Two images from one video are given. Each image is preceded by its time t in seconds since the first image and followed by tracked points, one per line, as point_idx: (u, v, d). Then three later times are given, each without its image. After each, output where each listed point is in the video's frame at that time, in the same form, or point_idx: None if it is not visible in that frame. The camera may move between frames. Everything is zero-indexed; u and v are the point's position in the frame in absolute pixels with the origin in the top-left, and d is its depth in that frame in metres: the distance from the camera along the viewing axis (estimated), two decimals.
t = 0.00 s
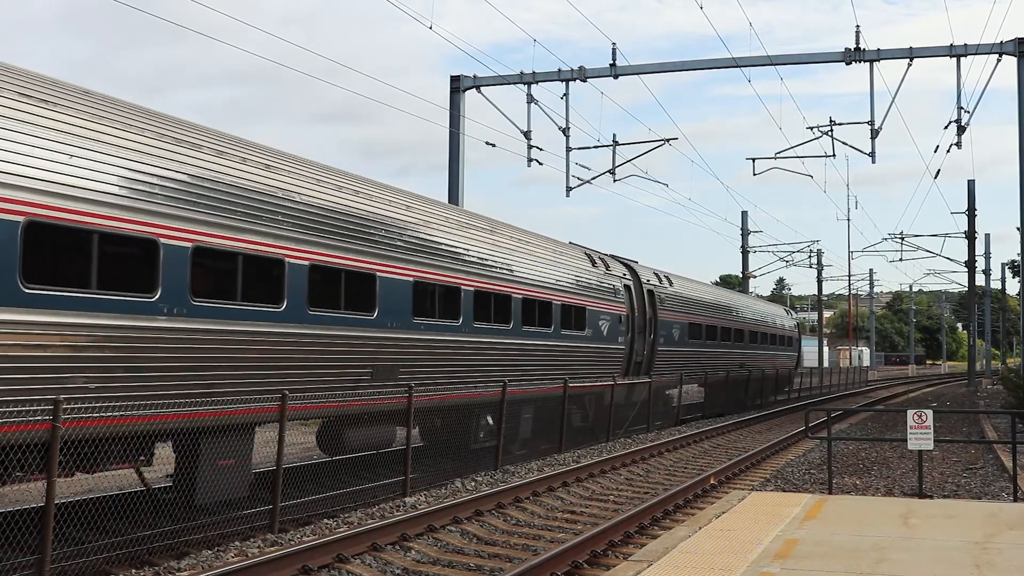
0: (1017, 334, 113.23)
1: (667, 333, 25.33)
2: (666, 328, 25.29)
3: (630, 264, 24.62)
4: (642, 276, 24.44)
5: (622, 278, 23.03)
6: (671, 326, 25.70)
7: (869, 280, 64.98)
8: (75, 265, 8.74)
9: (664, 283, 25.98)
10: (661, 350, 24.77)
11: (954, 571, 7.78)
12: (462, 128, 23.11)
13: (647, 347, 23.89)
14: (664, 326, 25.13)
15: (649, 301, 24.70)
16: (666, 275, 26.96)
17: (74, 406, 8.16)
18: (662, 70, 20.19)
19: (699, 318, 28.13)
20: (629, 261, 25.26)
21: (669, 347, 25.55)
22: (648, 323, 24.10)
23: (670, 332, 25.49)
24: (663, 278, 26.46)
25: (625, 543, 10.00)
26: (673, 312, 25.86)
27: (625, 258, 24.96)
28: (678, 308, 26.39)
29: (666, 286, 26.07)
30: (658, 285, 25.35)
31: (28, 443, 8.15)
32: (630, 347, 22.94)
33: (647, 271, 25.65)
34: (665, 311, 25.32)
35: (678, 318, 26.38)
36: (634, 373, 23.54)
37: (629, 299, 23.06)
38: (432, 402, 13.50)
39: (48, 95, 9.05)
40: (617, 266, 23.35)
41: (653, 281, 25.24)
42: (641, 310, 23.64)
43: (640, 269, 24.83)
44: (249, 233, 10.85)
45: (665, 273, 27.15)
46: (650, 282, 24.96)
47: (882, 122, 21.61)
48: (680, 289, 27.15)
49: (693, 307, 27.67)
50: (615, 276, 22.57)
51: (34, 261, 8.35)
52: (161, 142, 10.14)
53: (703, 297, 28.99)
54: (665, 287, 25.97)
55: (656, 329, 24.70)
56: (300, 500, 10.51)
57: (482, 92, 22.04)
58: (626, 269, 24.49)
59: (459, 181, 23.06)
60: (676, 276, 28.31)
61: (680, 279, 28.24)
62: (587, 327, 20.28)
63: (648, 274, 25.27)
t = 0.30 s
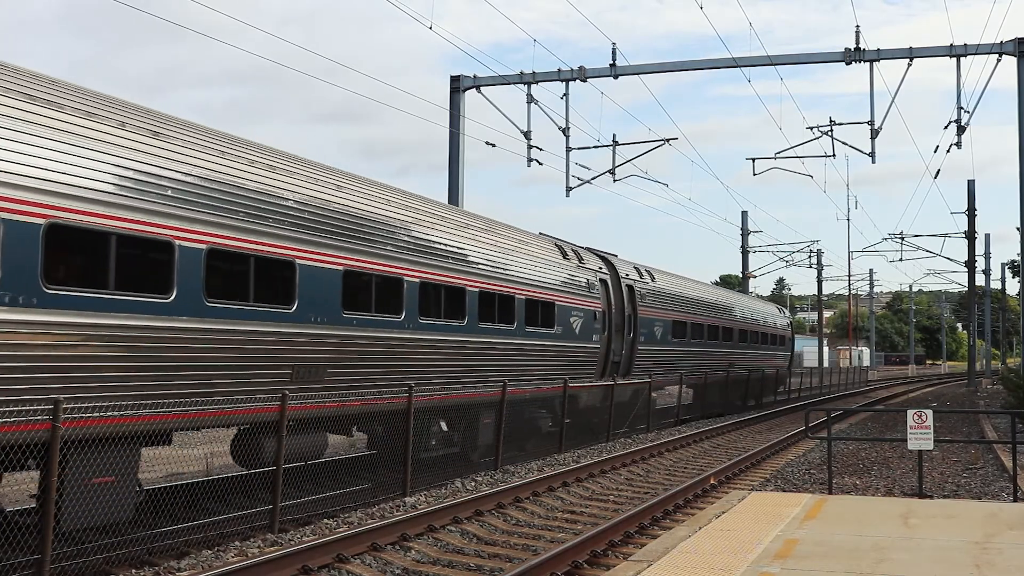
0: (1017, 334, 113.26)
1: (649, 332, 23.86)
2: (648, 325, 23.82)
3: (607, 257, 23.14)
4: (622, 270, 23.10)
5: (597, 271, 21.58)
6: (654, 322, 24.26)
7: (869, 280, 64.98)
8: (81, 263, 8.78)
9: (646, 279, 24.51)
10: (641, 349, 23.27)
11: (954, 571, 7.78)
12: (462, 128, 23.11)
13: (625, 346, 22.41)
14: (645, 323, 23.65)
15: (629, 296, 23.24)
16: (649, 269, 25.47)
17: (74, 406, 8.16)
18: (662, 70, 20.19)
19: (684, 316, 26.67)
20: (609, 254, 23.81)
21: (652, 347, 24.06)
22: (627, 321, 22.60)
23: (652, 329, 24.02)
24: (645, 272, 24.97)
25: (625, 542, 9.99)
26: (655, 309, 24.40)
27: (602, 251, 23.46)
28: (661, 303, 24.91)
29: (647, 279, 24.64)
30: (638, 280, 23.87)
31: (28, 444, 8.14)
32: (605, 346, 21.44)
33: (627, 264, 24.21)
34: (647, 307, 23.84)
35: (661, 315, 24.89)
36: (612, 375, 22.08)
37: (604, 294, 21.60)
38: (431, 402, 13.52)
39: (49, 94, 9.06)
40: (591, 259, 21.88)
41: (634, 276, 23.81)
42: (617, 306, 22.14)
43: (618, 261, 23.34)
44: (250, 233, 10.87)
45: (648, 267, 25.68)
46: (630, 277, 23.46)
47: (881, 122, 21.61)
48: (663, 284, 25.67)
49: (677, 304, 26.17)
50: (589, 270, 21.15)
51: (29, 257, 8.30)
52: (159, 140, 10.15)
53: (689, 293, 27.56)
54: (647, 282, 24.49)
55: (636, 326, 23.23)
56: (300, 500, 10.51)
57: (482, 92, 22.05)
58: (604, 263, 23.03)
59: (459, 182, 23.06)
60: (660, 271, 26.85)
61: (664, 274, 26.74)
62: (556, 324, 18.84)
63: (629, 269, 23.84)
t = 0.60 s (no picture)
0: (1016, 334, 113.36)
1: (629, 330, 22.51)
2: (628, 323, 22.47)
3: (582, 250, 21.75)
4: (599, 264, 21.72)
5: (569, 265, 20.22)
6: (633, 320, 22.89)
7: (869, 280, 64.95)
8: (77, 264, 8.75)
9: (626, 274, 23.16)
10: (618, 348, 21.87)
11: (954, 571, 7.78)
12: (462, 128, 23.11)
13: (600, 345, 21.03)
14: (624, 321, 22.27)
15: (605, 292, 21.86)
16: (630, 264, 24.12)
17: (74, 406, 8.16)
18: (662, 70, 20.19)
19: (668, 313, 25.33)
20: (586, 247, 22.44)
21: (632, 346, 22.71)
22: (602, 318, 21.23)
23: (630, 327, 22.64)
24: (625, 267, 23.60)
25: (625, 543, 10.00)
26: (635, 305, 23.03)
27: (576, 244, 22.03)
28: (642, 299, 23.54)
29: (627, 274, 23.28)
30: (617, 274, 22.51)
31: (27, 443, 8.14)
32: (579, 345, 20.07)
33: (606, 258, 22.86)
34: (626, 304, 22.48)
35: (642, 313, 23.48)
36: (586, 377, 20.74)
37: (577, 290, 20.24)
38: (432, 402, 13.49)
39: (49, 94, 9.08)
40: (563, 251, 20.46)
41: (613, 270, 22.44)
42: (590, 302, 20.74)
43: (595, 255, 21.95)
44: (250, 233, 10.87)
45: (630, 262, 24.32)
46: (607, 271, 22.07)
47: (881, 122, 21.60)
48: (645, 279, 24.32)
49: (660, 300, 24.81)
50: (560, 264, 19.79)
51: (29, 256, 8.30)
52: (158, 139, 10.15)
53: (673, 289, 26.21)
54: (627, 277, 23.13)
55: (613, 324, 21.84)
56: (300, 500, 10.51)
57: (482, 91, 22.05)
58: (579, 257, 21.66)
59: (459, 182, 23.07)
60: (643, 265, 25.49)
61: (648, 270, 25.39)
62: (522, 321, 17.47)
63: (607, 263, 22.49)
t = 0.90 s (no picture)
0: (1017, 334, 113.37)
1: (607, 328, 21.18)
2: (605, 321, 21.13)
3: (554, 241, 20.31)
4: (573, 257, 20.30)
5: (539, 257, 18.80)
6: (611, 316, 21.54)
7: (869, 281, 64.95)
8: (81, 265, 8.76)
9: (604, 269, 21.84)
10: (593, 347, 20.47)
11: (954, 571, 7.78)
12: (462, 128, 23.11)
13: (573, 344, 19.63)
14: (600, 319, 20.93)
15: (579, 286, 20.47)
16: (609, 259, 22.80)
17: (73, 405, 8.15)
18: (662, 70, 20.19)
19: (651, 311, 24.04)
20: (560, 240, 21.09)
21: (609, 345, 21.35)
22: (576, 315, 19.82)
23: (608, 325, 21.28)
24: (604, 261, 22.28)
25: (625, 542, 10.00)
26: (613, 301, 21.68)
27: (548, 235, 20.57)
28: (621, 296, 22.22)
29: (604, 269, 21.91)
30: (593, 268, 21.17)
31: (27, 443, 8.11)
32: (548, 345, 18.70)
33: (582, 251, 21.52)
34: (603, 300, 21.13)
35: (621, 310, 22.13)
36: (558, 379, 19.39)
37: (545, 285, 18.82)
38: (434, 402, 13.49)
39: (47, 93, 9.05)
40: (533, 242, 19.01)
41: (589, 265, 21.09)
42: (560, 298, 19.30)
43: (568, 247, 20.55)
44: (247, 233, 10.85)
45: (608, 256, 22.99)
46: (582, 265, 20.65)
47: (881, 122, 21.59)
48: (625, 275, 23.00)
49: (640, 297, 23.47)
50: (529, 255, 18.36)
51: (31, 256, 8.31)
52: (156, 139, 10.13)
53: (655, 286, 24.91)
54: (604, 272, 21.79)
55: (588, 322, 20.44)
56: (300, 500, 10.52)
57: (482, 91, 22.05)
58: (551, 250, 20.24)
59: (459, 182, 23.06)
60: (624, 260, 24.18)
61: (629, 265, 24.07)
62: (481, 317, 16.05)
63: (583, 257, 21.16)
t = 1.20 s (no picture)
0: (1017, 334, 113.36)
1: (581, 325, 19.90)
2: (580, 318, 19.87)
3: (522, 232, 18.95)
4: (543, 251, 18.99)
5: (502, 248, 17.41)
6: (586, 313, 20.25)
7: (869, 281, 64.96)
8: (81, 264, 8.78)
9: (578, 262, 20.58)
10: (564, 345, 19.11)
11: (955, 571, 7.78)
12: (462, 128, 23.10)
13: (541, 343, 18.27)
14: (574, 316, 19.66)
15: (549, 281, 19.14)
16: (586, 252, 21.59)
17: (74, 405, 8.15)
18: (662, 70, 20.19)
19: (632, 308, 22.90)
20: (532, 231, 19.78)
21: (585, 344, 20.09)
22: (545, 312, 18.47)
23: (583, 322, 20.01)
24: (580, 254, 21.06)
25: (625, 543, 10.00)
26: (587, 296, 20.38)
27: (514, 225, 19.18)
28: (598, 291, 21.02)
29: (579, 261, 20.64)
30: (566, 262, 19.89)
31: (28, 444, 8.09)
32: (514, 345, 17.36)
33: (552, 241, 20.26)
34: (576, 296, 19.83)
35: (597, 306, 20.84)
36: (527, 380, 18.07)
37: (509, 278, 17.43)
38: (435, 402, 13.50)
39: (45, 93, 9.06)
40: (496, 233, 17.60)
41: (561, 257, 19.80)
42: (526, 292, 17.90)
43: (538, 238, 19.22)
44: (245, 233, 10.85)
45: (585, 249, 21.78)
46: (552, 258, 19.31)
47: (881, 122, 21.59)
48: (603, 270, 21.83)
49: (619, 293, 22.29)
50: (492, 246, 16.98)
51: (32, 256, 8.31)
52: (154, 139, 10.13)
53: (637, 282, 23.78)
54: (578, 266, 20.50)
55: (559, 318, 19.12)
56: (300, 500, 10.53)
57: (482, 91, 22.05)
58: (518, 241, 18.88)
59: (459, 182, 23.06)
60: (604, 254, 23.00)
61: (610, 260, 22.92)
62: (433, 313, 14.63)
63: (555, 249, 19.88)
